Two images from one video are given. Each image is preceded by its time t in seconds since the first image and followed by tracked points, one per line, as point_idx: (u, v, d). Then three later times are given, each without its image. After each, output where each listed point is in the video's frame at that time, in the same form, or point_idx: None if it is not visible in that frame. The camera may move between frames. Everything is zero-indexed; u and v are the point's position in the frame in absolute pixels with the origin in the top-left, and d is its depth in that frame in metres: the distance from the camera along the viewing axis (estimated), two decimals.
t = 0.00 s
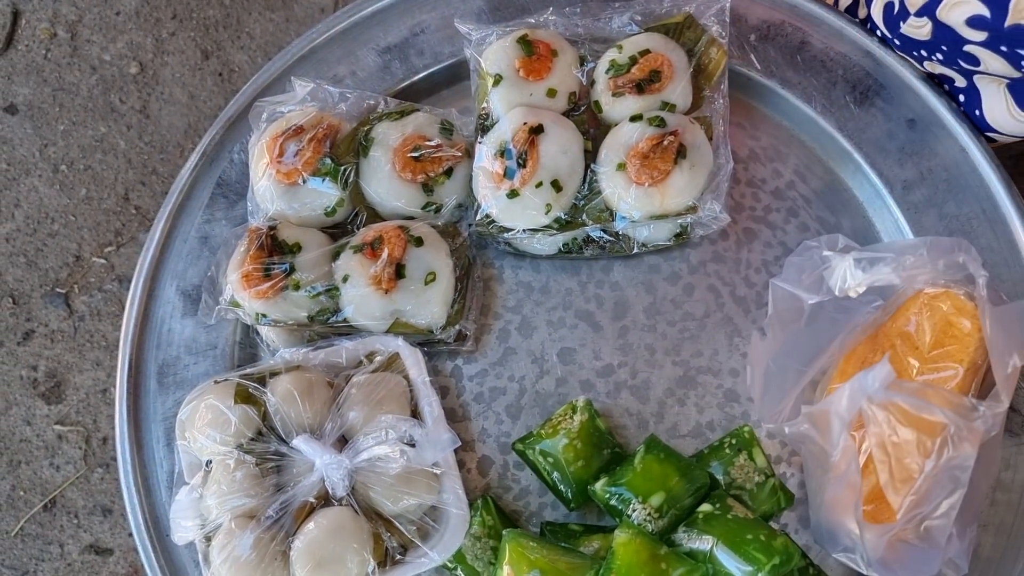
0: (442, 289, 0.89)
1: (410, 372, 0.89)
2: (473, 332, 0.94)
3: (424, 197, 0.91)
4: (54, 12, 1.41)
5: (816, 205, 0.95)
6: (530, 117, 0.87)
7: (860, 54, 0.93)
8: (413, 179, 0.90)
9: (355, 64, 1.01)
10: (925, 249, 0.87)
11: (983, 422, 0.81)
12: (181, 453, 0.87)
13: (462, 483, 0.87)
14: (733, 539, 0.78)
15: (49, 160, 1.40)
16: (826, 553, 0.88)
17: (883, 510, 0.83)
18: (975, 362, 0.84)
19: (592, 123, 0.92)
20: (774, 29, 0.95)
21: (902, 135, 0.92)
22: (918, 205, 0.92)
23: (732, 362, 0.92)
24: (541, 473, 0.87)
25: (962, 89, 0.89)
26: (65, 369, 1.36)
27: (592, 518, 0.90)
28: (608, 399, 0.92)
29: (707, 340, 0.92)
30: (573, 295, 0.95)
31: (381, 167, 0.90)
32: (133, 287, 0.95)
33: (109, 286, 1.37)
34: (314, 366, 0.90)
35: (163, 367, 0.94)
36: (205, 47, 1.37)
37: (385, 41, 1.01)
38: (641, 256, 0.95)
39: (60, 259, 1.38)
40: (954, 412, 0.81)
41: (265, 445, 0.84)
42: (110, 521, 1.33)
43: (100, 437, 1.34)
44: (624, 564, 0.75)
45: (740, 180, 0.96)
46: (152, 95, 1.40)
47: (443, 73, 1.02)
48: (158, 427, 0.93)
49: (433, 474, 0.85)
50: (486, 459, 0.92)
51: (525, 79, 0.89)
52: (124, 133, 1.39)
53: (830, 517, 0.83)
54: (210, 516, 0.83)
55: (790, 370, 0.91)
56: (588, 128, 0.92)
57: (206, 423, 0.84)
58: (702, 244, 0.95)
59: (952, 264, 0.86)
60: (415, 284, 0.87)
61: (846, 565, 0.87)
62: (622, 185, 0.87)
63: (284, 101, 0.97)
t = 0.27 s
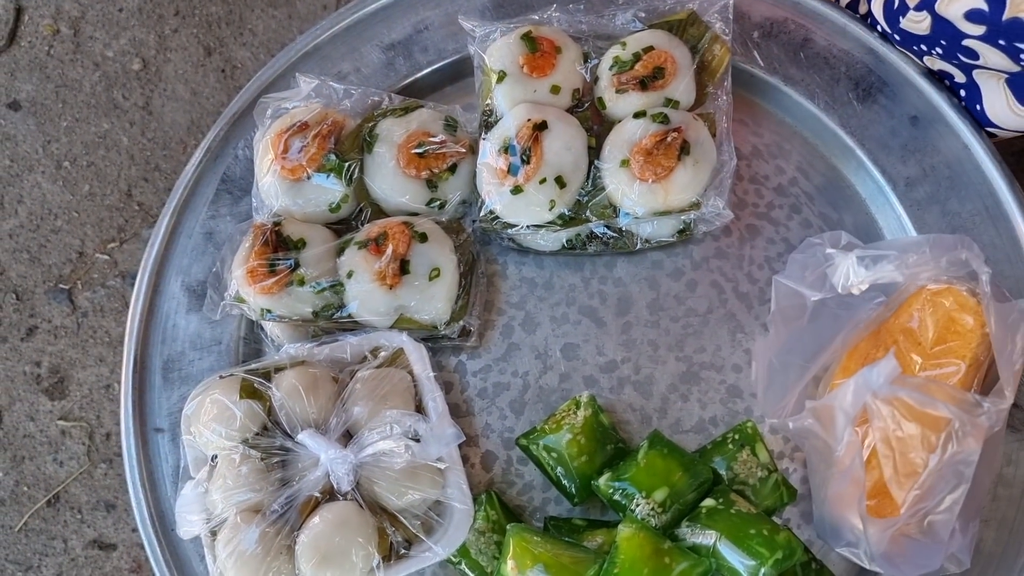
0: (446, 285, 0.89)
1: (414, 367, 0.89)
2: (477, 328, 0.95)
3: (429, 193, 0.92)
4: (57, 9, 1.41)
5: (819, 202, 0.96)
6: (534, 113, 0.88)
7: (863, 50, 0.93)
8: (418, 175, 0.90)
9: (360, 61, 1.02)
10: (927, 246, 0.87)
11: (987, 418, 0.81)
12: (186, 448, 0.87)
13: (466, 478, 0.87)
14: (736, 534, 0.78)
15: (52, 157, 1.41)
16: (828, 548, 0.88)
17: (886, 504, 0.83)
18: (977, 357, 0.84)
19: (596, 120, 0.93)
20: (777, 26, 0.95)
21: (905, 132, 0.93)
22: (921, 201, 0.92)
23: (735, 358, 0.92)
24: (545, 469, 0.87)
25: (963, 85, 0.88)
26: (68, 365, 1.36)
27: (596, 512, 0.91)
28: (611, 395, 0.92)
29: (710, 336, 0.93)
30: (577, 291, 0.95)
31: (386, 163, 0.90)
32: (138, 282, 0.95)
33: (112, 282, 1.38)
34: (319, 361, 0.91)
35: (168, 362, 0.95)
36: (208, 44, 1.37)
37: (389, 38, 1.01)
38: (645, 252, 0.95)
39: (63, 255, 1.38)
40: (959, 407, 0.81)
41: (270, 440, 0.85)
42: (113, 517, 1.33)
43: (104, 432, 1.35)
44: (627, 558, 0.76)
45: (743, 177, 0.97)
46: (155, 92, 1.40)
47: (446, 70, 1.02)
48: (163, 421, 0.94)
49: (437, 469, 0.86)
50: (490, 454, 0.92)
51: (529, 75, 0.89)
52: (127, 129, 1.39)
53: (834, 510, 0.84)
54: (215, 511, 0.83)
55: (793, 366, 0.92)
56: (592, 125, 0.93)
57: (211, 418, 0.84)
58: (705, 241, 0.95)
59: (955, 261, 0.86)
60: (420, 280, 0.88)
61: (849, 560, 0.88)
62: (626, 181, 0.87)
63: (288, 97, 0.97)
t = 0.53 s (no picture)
0: (447, 281, 0.89)
1: (415, 364, 0.89)
2: (478, 325, 0.94)
3: (430, 189, 0.92)
4: (57, 6, 1.41)
5: (821, 198, 0.96)
6: (535, 109, 0.87)
7: (865, 46, 0.93)
8: (419, 172, 0.90)
9: (360, 57, 1.01)
10: (930, 241, 0.87)
11: (991, 414, 0.81)
12: (187, 444, 0.87)
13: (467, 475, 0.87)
14: (738, 530, 0.78)
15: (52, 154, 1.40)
16: (830, 544, 0.88)
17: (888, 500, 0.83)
18: (980, 353, 0.84)
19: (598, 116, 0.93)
20: (779, 22, 0.95)
21: (907, 128, 0.92)
22: (922, 197, 0.92)
23: (737, 354, 0.92)
24: (546, 465, 0.87)
25: (965, 78, 0.89)
26: (68, 363, 1.36)
27: (597, 509, 0.90)
28: (612, 391, 0.92)
29: (711, 332, 0.92)
30: (578, 288, 0.95)
31: (387, 160, 0.90)
32: (138, 279, 0.95)
33: (113, 279, 1.38)
34: (320, 358, 0.91)
35: (169, 359, 0.95)
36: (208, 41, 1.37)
37: (390, 34, 1.01)
38: (646, 248, 0.95)
39: (63, 253, 1.38)
40: (962, 402, 0.81)
41: (271, 436, 0.85)
42: (114, 514, 1.33)
43: (104, 430, 1.35)
44: (629, 555, 0.76)
45: (745, 173, 0.96)
46: (155, 89, 1.40)
47: (447, 66, 1.02)
48: (163, 418, 0.93)
49: (438, 465, 0.85)
50: (491, 451, 0.92)
51: (530, 71, 0.89)
52: (127, 127, 1.39)
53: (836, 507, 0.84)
54: (216, 507, 0.83)
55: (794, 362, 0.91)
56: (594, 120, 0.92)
57: (212, 415, 0.84)
58: (706, 237, 0.95)
59: (958, 256, 0.86)
60: (420, 276, 0.88)
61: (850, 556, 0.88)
62: (627, 176, 0.87)
63: (289, 94, 0.97)
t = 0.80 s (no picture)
0: (447, 280, 0.89)
1: (414, 362, 0.89)
2: (478, 323, 0.95)
3: (429, 188, 0.92)
4: (56, 6, 1.41)
5: (820, 196, 0.96)
6: (534, 108, 0.88)
7: (863, 45, 0.93)
8: (417, 171, 0.90)
9: (359, 57, 1.02)
10: (926, 242, 0.88)
11: (995, 413, 0.81)
12: (187, 443, 0.87)
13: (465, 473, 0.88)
14: (737, 528, 0.78)
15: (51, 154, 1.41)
16: (829, 541, 0.88)
17: (890, 496, 0.83)
18: (978, 350, 0.84)
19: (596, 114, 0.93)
20: (777, 21, 0.95)
21: (905, 127, 0.93)
22: (920, 195, 0.93)
23: (735, 352, 0.92)
24: (545, 463, 0.87)
25: (960, 75, 0.89)
26: (68, 363, 1.36)
27: (596, 507, 0.91)
28: (611, 389, 0.92)
29: (710, 331, 0.93)
30: (577, 286, 0.95)
31: (385, 159, 0.90)
32: (138, 278, 0.95)
33: (112, 279, 1.38)
34: (319, 357, 0.91)
35: (169, 358, 0.95)
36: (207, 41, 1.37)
37: (389, 33, 1.01)
38: (645, 247, 0.95)
39: (63, 253, 1.38)
40: (965, 401, 0.81)
41: (271, 435, 0.85)
42: (114, 514, 1.33)
43: (104, 430, 1.35)
44: (628, 552, 0.76)
45: (743, 172, 0.96)
46: (154, 89, 1.40)
47: (446, 65, 1.02)
48: (163, 417, 0.94)
49: (437, 464, 0.86)
50: (490, 450, 0.92)
51: (529, 70, 0.89)
52: (126, 127, 1.39)
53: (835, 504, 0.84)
54: (216, 506, 0.83)
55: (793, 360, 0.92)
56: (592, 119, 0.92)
57: (211, 414, 0.84)
58: (705, 235, 0.95)
59: (957, 255, 0.86)
60: (419, 274, 0.88)
61: (849, 553, 0.88)
62: (626, 175, 0.87)
63: (288, 93, 0.97)
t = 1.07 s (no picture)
0: (446, 278, 0.89)
1: (414, 360, 0.90)
2: (477, 321, 0.95)
3: (428, 186, 0.92)
4: (55, 6, 1.41)
5: (818, 193, 0.96)
6: (532, 106, 0.88)
7: (861, 42, 0.93)
8: (417, 169, 0.90)
9: (358, 55, 1.02)
10: (925, 240, 0.88)
11: (994, 410, 0.81)
12: (187, 441, 0.87)
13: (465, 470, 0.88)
14: (736, 524, 0.78)
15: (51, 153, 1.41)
16: (827, 538, 0.88)
17: (889, 494, 0.83)
18: (976, 347, 0.84)
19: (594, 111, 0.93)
20: (775, 19, 0.95)
21: (903, 124, 0.93)
22: (918, 192, 0.93)
23: (734, 350, 0.92)
24: (544, 460, 0.87)
25: (974, 76, 0.90)
26: (68, 361, 1.36)
27: (595, 504, 0.91)
28: (610, 386, 0.93)
29: (708, 328, 0.93)
30: (576, 284, 0.95)
31: (384, 157, 0.91)
32: (138, 277, 0.95)
33: (112, 278, 1.38)
34: (319, 355, 0.91)
35: (169, 356, 0.95)
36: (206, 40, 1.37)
37: (388, 32, 1.02)
38: (644, 244, 0.95)
39: (63, 252, 1.38)
40: (964, 398, 0.82)
41: (270, 433, 0.85)
42: (114, 512, 1.33)
43: (104, 428, 1.35)
44: (627, 549, 0.76)
45: (742, 169, 0.97)
46: (154, 88, 1.40)
47: (445, 63, 1.03)
48: (163, 415, 0.94)
49: (437, 461, 0.86)
50: (489, 447, 0.92)
51: (528, 68, 0.89)
52: (126, 126, 1.40)
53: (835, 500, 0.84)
54: (216, 503, 0.83)
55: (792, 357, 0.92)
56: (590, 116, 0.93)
57: (211, 411, 0.84)
58: (703, 233, 0.95)
59: (954, 254, 0.86)
60: (419, 272, 0.88)
61: (848, 550, 0.88)
62: (624, 173, 0.87)
63: (287, 92, 0.97)
